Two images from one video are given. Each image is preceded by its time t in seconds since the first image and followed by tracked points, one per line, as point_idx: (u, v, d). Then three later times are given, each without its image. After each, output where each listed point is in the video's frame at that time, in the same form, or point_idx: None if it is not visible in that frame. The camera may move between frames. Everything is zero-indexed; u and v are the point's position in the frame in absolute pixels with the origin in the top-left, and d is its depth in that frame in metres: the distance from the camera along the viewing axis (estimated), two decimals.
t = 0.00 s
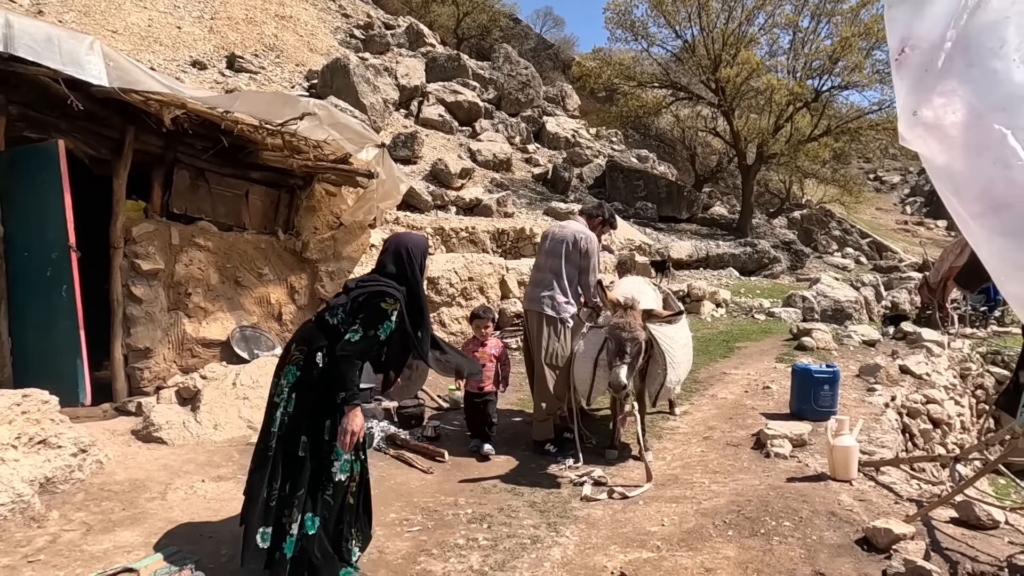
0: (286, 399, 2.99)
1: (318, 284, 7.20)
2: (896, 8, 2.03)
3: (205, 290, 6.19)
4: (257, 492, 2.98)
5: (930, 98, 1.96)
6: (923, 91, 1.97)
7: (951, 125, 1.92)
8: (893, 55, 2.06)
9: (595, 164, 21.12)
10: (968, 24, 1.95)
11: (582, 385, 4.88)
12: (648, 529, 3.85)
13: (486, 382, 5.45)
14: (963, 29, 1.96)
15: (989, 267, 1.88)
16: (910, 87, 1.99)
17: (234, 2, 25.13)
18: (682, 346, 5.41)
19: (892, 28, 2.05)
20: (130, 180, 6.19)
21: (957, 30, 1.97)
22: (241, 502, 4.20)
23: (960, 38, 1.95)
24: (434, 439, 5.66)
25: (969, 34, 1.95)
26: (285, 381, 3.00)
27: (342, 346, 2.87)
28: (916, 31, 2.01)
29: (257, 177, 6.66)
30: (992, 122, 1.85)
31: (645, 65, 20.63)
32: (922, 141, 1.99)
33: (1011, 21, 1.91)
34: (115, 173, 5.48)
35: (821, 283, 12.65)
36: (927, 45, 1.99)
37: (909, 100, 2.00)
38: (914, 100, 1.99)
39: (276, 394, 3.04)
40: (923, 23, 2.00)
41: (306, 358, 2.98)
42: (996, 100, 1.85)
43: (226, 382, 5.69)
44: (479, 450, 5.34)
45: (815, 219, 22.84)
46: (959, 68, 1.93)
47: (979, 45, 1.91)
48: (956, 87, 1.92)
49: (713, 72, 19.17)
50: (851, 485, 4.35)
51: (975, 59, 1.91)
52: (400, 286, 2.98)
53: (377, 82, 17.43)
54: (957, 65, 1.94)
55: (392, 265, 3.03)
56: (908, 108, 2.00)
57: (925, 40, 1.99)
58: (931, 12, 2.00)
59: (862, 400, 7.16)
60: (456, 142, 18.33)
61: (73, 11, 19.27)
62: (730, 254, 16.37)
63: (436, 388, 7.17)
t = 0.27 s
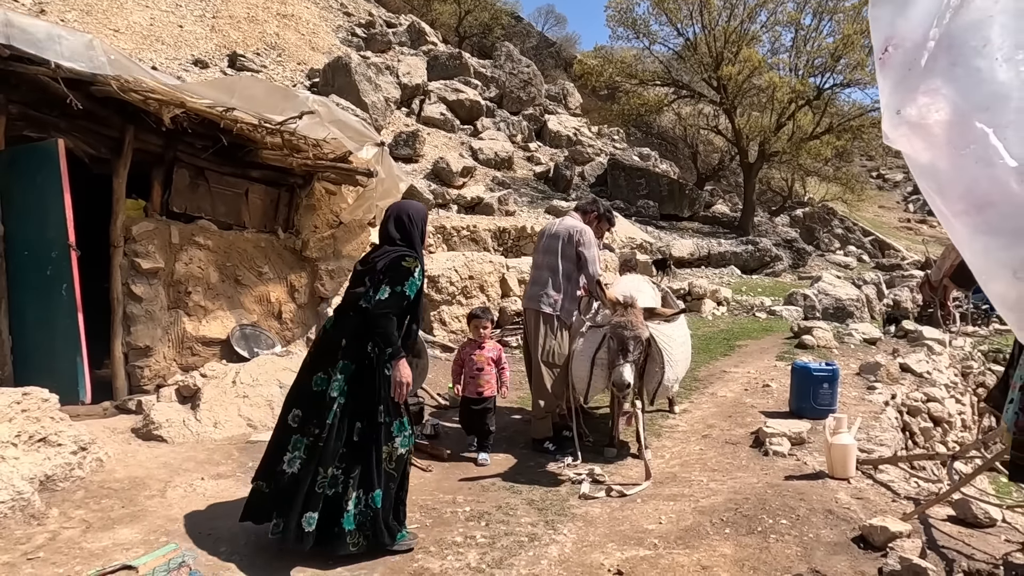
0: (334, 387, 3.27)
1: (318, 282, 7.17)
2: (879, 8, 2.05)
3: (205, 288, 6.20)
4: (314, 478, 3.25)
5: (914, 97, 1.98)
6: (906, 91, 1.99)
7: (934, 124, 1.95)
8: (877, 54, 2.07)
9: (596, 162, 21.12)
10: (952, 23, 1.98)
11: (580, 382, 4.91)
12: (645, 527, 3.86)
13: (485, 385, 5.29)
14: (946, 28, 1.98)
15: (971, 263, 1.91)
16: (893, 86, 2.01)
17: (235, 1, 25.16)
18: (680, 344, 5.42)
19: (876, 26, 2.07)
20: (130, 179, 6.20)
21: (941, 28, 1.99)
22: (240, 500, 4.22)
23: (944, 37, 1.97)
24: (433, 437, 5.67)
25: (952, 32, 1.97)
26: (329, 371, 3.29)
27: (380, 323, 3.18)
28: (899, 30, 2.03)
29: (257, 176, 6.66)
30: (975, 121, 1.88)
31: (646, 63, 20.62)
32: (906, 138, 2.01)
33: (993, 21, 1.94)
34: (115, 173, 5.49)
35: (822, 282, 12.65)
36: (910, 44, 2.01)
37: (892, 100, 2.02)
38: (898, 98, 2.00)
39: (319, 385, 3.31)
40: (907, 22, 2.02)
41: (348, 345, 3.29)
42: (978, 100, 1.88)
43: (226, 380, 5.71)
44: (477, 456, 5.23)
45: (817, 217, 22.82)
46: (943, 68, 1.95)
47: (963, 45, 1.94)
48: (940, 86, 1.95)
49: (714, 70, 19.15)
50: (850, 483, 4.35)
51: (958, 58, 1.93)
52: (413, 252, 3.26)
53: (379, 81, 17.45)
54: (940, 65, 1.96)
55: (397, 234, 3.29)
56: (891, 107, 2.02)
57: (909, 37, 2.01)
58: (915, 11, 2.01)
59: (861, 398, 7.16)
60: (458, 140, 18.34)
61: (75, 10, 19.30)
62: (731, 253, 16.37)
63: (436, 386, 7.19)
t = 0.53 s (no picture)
0: (407, 390, 3.43)
1: (318, 282, 7.14)
2: (873, 5, 2.09)
3: (206, 288, 6.21)
4: (402, 479, 3.42)
5: (907, 92, 2.02)
6: (900, 86, 2.03)
7: (929, 118, 1.96)
8: (871, 49, 2.11)
9: (598, 161, 21.10)
10: (947, 19, 2.02)
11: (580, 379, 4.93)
12: (644, 526, 3.85)
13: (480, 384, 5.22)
14: (941, 24, 2.02)
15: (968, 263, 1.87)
16: (887, 81, 2.05)
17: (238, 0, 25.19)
18: (680, 343, 5.41)
19: (870, 23, 2.11)
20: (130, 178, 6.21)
21: (936, 24, 2.03)
22: (240, 499, 4.22)
23: (940, 33, 2.01)
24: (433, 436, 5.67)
25: (947, 28, 2.01)
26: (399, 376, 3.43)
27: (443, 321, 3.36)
28: (894, 26, 2.07)
29: (257, 175, 6.66)
30: (970, 115, 1.90)
31: (649, 62, 20.59)
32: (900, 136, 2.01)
33: (985, 19, 1.99)
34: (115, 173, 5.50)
35: (824, 281, 12.63)
36: (905, 39, 2.05)
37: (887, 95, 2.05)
38: (891, 94, 2.03)
39: (392, 390, 3.45)
40: (901, 18, 2.06)
41: (413, 349, 3.43)
42: (972, 95, 1.92)
43: (226, 379, 5.72)
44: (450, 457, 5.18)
45: (820, 216, 22.79)
46: (937, 62, 1.99)
47: (957, 40, 1.98)
48: (934, 82, 1.98)
49: (717, 69, 19.12)
50: (849, 482, 4.34)
51: (952, 53, 1.98)
52: (454, 247, 3.42)
53: (381, 80, 17.45)
54: (935, 60, 2.00)
55: (434, 231, 3.43)
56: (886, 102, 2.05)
57: (903, 33, 2.05)
58: (908, 8, 2.06)
59: (863, 398, 7.15)
60: (460, 139, 18.34)
61: (78, 10, 19.34)
62: (733, 252, 16.35)
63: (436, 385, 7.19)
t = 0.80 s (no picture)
0: (472, 377, 3.54)
1: (320, 281, 7.15)
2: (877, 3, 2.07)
3: (207, 287, 6.20)
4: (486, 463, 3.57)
5: (913, 88, 2.00)
6: (904, 82, 2.01)
7: (934, 116, 1.96)
8: (875, 46, 2.09)
9: (600, 160, 21.08)
10: (951, 15, 2.01)
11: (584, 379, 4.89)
12: (646, 527, 3.84)
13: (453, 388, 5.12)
14: (945, 20, 2.01)
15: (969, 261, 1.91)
16: (892, 78, 2.02)
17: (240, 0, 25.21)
18: (684, 342, 5.39)
19: (874, 19, 2.09)
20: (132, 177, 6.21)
21: (939, 21, 2.01)
22: (241, 499, 4.21)
23: (944, 29, 2.00)
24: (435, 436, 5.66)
25: (951, 24, 2.00)
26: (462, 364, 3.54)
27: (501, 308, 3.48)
28: (898, 23, 2.05)
29: (259, 175, 6.67)
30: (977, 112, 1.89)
31: (651, 62, 20.56)
32: (904, 134, 2.01)
33: (991, 17, 1.97)
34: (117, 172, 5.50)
35: (827, 280, 12.60)
36: (908, 38, 2.03)
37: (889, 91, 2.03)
38: (896, 91, 2.02)
39: (457, 379, 3.56)
40: (905, 15, 2.04)
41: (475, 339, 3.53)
42: (975, 93, 1.91)
43: (228, 379, 5.72)
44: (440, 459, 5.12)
45: (822, 216, 22.75)
46: (942, 59, 1.97)
47: (962, 36, 1.97)
48: (939, 78, 1.97)
49: (719, 68, 19.08)
50: (853, 482, 4.32)
51: (957, 49, 1.96)
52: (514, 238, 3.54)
53: (383, 80, 17.45)
54: (940, 56, 1.98)
55: (496, 223, 3.56)
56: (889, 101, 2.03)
57: (907, 30, 2.03)
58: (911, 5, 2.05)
59: (866, 397, 7.12)
60: (462, 139, 18.34)
61: (81, 9, 19.35)
62: (736, 251, 16.33)
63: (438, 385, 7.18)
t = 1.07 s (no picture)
0: (534, 374, 3.58)
1: (321, 280, 7.12)
2: None
3: (209, 287, 6.18)
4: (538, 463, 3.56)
5: (929, 85, 1.96)
6: (920, 78, 1.97)
7: (951, 113, 1.92)
8: (888, 42, 2.06)
9: (602, 159, 21.05)
10: (966, 11, 1.97)
11: (588, 381, 4.85)
12: (650, 527, 3.81)
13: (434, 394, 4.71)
14: (961, 16, 1.97)
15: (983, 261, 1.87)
16: (907, 74, 1.99)
17: None
18: (688, 342, 5.36)
19: (888, 14, 2.05)
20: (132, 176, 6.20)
21: (955, 17, 1.98)
22: (243, 499, 4.19)
23: (959, 25, 1.96)
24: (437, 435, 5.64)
25: (966, 21, 1.96)
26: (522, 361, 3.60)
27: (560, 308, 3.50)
28: (912, 19, 2.01)
29: (260, 174, 6.65)
30: (995, 109, 1.86)
31: (653, 61, 20.52)
32: (919, 131, 1.96)
33: (1010, 12, 1.94)
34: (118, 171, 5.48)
35: (830, 280, 12.55)
36: (923, 33, 2.00)
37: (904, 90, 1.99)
38: (911, 87, 1.98)
39: (519, 377, 3.62)
40: (920, 10, 2.01)
41: (536, 338, 3.58)
42: (994, 88, 1.87)
43: (229, 378, 5.71)
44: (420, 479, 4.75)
45: (825, 215, 22.71)
46: (958, 55, 1.94)
47: (980, 31, 1.93)
48: (956, 74, 1.93)
49: (721, 67, 19.03)
50: (858, 483, 4.29)
51: (975, 45, 1.93)
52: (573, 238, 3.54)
53: (385, 79, 17.42)
54: (956, 53, 1.95)
55: (555, 222, 3.56)
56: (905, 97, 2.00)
57: (923, 26, 1.99)
58: None
59: (870, 397, 7.08)
60: (464, 138, 18.32)
61: (82, 9, 19.33)
62: (738, 251, 16.29)
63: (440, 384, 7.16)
